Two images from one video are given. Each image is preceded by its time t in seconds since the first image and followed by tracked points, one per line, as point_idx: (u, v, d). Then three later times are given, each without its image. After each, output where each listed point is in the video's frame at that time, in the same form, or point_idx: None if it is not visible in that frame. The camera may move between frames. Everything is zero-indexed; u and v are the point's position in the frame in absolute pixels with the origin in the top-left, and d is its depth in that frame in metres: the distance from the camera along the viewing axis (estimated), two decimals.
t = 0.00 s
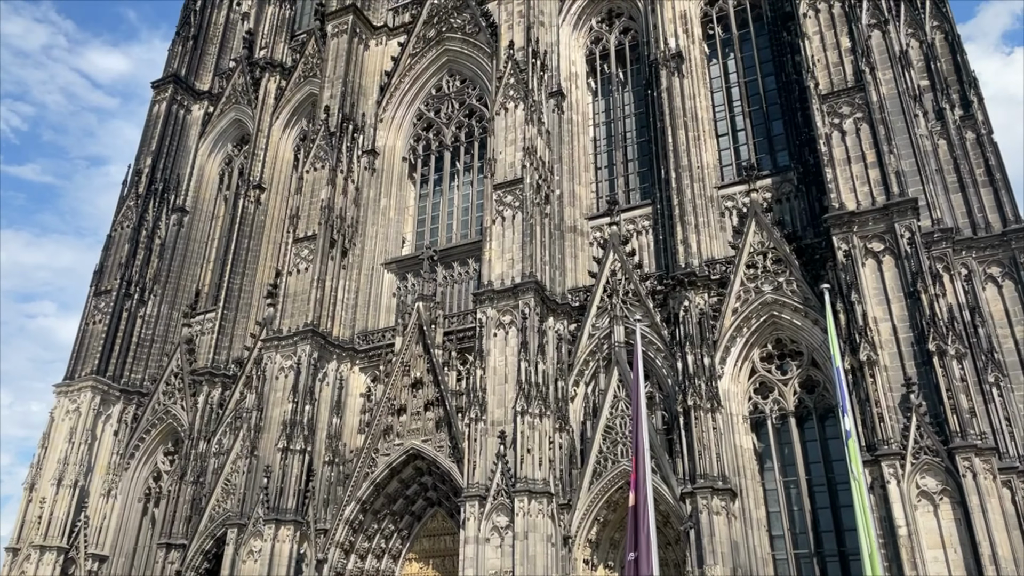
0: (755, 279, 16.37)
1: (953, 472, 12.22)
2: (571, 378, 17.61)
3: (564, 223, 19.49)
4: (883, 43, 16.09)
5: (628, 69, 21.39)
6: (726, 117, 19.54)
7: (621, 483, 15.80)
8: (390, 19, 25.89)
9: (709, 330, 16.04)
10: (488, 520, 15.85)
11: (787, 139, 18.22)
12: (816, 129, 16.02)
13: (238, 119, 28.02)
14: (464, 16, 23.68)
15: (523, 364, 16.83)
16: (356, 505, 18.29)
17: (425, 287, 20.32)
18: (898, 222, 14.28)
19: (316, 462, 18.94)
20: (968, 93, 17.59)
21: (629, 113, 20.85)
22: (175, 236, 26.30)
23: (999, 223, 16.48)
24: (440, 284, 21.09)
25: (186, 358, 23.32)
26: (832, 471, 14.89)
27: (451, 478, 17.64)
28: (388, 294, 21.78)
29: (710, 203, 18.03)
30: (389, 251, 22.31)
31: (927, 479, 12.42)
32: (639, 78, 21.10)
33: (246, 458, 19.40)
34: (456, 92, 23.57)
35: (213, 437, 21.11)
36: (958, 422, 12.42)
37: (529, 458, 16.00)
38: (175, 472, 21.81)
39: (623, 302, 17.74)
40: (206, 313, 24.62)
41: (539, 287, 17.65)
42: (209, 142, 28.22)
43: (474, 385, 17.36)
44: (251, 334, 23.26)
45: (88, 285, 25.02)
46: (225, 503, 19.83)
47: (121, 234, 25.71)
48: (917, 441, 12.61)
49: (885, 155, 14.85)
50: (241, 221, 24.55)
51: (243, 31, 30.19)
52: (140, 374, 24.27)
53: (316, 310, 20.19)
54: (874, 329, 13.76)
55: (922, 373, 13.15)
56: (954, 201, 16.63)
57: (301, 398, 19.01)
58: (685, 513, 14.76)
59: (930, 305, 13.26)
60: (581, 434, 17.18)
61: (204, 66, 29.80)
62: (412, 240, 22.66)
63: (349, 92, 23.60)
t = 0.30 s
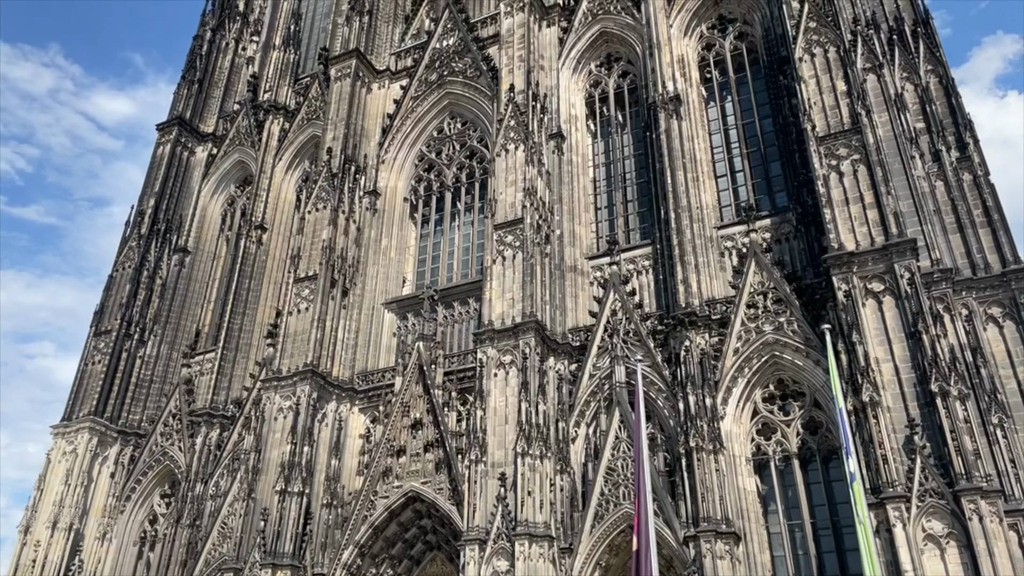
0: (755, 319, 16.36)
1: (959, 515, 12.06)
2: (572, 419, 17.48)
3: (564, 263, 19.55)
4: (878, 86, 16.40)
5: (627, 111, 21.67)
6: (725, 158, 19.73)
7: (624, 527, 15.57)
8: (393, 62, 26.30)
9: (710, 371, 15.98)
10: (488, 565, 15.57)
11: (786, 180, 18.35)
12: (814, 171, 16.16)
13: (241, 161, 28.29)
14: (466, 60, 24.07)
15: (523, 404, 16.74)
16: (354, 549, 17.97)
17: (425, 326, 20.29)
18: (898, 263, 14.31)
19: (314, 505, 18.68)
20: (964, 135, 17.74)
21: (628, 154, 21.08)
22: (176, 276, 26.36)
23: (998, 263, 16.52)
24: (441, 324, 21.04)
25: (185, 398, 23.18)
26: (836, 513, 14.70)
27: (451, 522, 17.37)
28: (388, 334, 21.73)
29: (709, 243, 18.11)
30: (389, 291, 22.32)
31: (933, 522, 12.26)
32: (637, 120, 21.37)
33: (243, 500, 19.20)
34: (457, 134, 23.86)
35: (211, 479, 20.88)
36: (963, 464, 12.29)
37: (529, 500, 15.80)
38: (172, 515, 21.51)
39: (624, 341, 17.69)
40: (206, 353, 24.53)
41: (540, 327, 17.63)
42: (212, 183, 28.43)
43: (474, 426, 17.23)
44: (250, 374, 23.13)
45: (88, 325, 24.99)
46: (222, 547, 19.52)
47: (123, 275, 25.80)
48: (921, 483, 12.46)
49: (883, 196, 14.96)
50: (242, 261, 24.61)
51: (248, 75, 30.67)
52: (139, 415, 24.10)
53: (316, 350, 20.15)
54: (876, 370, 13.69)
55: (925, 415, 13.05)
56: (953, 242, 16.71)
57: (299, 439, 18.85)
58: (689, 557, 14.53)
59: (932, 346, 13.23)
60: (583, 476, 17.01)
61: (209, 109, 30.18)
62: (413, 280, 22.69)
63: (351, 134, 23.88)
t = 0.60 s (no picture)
0: (756, 356, 16.31)
1: (965, 556, 11.87)
2: (573, 457, 17.32)
3: (564, 299, 19.54)
4: (874, 125, 16.61)
5: (625, 149, 21.87)
6: (723, 195, 19.86)
7: (626, 567, 15.39)
8: (394, 101, 26.62)
9: (711, 409, 15.88)
10: None
11: (784, 218, 18.44)
12: (813, 209, 16.24)
13: (242, 199, 28.47)
14: (467, 99, 24.39)
15: (523, 442, 16.60)
16: None
17: (424, 363, 20.20)
18: (898, 300, 14.30)
19: (312, 545, 18.40)
20: (960, 173, 17.96)
21: (627, 192, 21.23)
22: (176, 313, 26.36)
23: (998, 300, 16.52)
24: (440, 360, 20.93)
25: (183, 436, 22.98)
26: (841, 554, 14.47)
27: (450, 563, 17.09)
28: (387, 371, 21.64)
29: (709, 280, 18.15)
30: (389, 328, 22.28)
31: (939, 563, 12.04)
32: (636, 158, 21.56)
33: (239, 541, 18.96)
34: (457, 172, 24.06)
35: (207, 518, 20.62)
36: (968, 503, 12.14)
37: (529, 540, 15.56)
38: (166, 556, 21.17)
39: (625, 379, 17.61)
40: (204, 390, 24.40)
41: (540, 364, 17.56)
42: (213, 221, 28.56)
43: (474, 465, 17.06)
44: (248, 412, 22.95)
45: (87, 362, 24.93)
46: None
47: (123, 312, 25.84)
48: (927, 523, 12.28)
49: (881, 233, 15.02)
50: (242, 298, 24.59)
51: (251, 114, 31.03)
52: (135, 454, 23.87)
53: (315, 387, 20.04)
54: (878, 408, 13.60)
55: (929, 453, 12.92)
56: (952, 279, 16.74)
57: (297, 478, 18.65)
58: None
59: (934, 384, 13.17)
60: (584, 515, 16.84)
61: (211, 147, 30.48)
62: (413, 316, 22.65)
63: (352, 172, 24.07)
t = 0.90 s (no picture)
0: (757, 392, 16.24)
1: None
2: (573, 494, 17.13)
3: (564, 334, 19.50)
4: (871, 161, 16.82)
5: (624, 185, 22.02)
6: (722, 230, 19.96)
7: None
8: (395, 138, 26.88)
9: (712, 445, 15.76)
10: None
11: (783, 253, 18.50)
12: (811, 244, 16.29)
13: (243, 234, 28.58)
14: (467, 136, 24.66)
15: (523, 479, 16.43)
16: None
17: (424, 398, 20.15)
18: (898, 335, 14.28)
19: None
20: (958, 209, 18.12)
21: (626, 227, 21.35)
22: (175, 348, 26.30)
23: (998, 335, 16.51)
24: (439, 396, 20.83)
25: (179, 472, 22.75)
26: None
27: None
28: (387, 406, 21.50)
29: (708, 315, 18.15)
30: (388, 363, 22.21)
31: None
32: (636, 194, 21.70)
33: None
34: (458, 207, 24.20)
35: (202, 557, 20.33)
36: (972, 541, 11.97)
37: None
38: None
39: (626, 414, 17.50)
40: (202, 426, 24.24)
41: (540, 399, 17.45)
42: (214, 255, 28.62)
43: (473, 501, 16.86)
44: (246, 448, 22.72)
45: (84, 398, 24.80)
46: None
47: (122, 347, 25.80)
48: (932, 561, 12.04)
49: (880, 269, 15.06)
50: (242, 334, 24.52)
51: (253, 150, 31.30)
52: (131, 490, 23.61)
53: (314, 423, 19.88)
54: (880, 444, 13.49)
55: (932, 490, 12.79)
56: (952, 314, 16.71)
57: (294, 515, 18.43)
58: None
59: (936, 420, 13.09)
60: (585, 553, 16.65)
61: (213, 183, 30.72)
62: (413, 350, 22.58)
63: (353, 207, 24.20)
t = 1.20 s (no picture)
0: (759, 428, 16.12)
1: None
2: (574, 532, 16.86)
3: (564, 369, 19.44)
4: (869, 198, 16.96)
5: (623, 220, 22.13)
6: (721, 265, 20.02)
7: None
8: (396, 173, 27.09)
9: (714, 482, 15.60)
10: None
11: (782, 288, 18.53)
12: (810, 279, 16.30)
13: (244, 268, 28.63)
14: (467, 171, 24.87)
15: (523, 516, 16.23)
16: None
17: (422, 434, 20.04)
18: (899, 370, 14.23)
19: None
20: (956, 244, 18.20)
21: (625, 262, 21.42)
22: (173, 383, 26.18)
23: (1000, 371, 16.49)
24: (438, 432, 20.75)
25: (175, 510, 22.44)
26: None
27: None
28: (385, 443, 21.33)
29: (709, 350, 18.13)
30: (387, 398, 22.09)
31: None
32: (634, 229, 21.79)
33: None
34: (458, 242, 24.30)
35: None
36: None
37: None
38: None
39: (626, 450, 17.34)
40: (199, 462, 24.04)
41: (540, 434, 17.30)
42: (214, 290, 28.64)
43: (473, 539, 16.62)
44: (243, 485, 22.43)
45: (81, 434, 24.61)
46: None
47: (120, 382, 25.70)
48: None
49: (880, 304, 15.07)
50: (240, 369, 24.37)
51: (255, 186, 31.51)
52: (126, 528, 23.27)
53: (311, 459, 19.68)
54: (883, 481, 13.35)
55: (937, 529, 12.62)
56: (953, 349, 16.66)
57: (290, 554, 18.17)
58: None
59: (939, 456, 12.98)
60: None
61: (215, 218, 30.89)
62: (412, 386, 22.45)
63: (353, 242, 24.30)
